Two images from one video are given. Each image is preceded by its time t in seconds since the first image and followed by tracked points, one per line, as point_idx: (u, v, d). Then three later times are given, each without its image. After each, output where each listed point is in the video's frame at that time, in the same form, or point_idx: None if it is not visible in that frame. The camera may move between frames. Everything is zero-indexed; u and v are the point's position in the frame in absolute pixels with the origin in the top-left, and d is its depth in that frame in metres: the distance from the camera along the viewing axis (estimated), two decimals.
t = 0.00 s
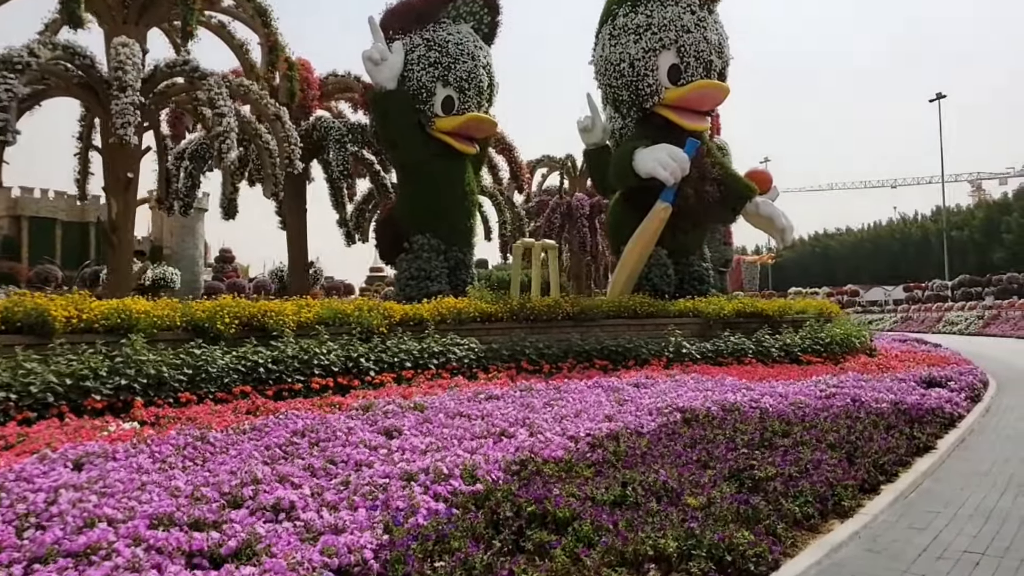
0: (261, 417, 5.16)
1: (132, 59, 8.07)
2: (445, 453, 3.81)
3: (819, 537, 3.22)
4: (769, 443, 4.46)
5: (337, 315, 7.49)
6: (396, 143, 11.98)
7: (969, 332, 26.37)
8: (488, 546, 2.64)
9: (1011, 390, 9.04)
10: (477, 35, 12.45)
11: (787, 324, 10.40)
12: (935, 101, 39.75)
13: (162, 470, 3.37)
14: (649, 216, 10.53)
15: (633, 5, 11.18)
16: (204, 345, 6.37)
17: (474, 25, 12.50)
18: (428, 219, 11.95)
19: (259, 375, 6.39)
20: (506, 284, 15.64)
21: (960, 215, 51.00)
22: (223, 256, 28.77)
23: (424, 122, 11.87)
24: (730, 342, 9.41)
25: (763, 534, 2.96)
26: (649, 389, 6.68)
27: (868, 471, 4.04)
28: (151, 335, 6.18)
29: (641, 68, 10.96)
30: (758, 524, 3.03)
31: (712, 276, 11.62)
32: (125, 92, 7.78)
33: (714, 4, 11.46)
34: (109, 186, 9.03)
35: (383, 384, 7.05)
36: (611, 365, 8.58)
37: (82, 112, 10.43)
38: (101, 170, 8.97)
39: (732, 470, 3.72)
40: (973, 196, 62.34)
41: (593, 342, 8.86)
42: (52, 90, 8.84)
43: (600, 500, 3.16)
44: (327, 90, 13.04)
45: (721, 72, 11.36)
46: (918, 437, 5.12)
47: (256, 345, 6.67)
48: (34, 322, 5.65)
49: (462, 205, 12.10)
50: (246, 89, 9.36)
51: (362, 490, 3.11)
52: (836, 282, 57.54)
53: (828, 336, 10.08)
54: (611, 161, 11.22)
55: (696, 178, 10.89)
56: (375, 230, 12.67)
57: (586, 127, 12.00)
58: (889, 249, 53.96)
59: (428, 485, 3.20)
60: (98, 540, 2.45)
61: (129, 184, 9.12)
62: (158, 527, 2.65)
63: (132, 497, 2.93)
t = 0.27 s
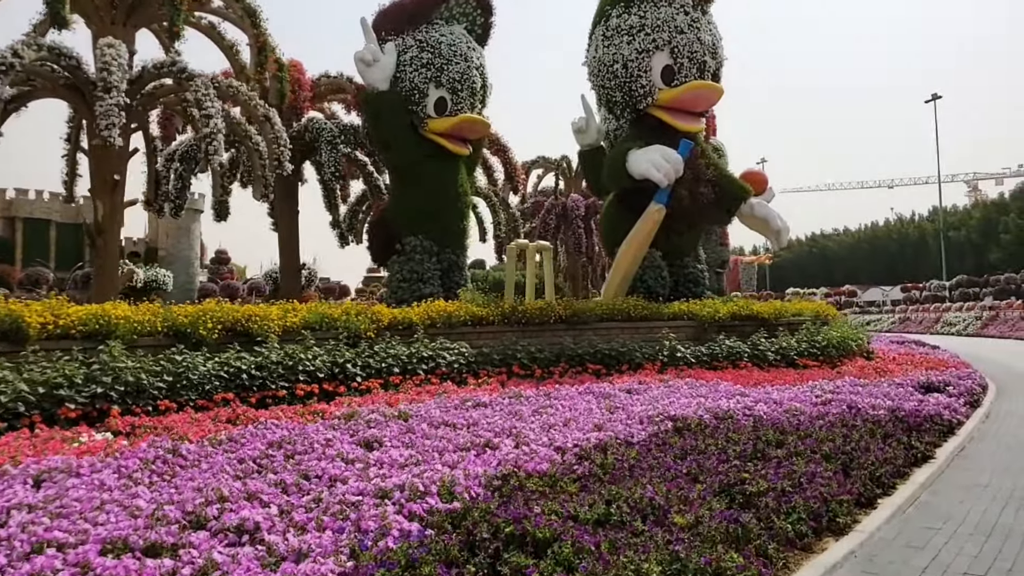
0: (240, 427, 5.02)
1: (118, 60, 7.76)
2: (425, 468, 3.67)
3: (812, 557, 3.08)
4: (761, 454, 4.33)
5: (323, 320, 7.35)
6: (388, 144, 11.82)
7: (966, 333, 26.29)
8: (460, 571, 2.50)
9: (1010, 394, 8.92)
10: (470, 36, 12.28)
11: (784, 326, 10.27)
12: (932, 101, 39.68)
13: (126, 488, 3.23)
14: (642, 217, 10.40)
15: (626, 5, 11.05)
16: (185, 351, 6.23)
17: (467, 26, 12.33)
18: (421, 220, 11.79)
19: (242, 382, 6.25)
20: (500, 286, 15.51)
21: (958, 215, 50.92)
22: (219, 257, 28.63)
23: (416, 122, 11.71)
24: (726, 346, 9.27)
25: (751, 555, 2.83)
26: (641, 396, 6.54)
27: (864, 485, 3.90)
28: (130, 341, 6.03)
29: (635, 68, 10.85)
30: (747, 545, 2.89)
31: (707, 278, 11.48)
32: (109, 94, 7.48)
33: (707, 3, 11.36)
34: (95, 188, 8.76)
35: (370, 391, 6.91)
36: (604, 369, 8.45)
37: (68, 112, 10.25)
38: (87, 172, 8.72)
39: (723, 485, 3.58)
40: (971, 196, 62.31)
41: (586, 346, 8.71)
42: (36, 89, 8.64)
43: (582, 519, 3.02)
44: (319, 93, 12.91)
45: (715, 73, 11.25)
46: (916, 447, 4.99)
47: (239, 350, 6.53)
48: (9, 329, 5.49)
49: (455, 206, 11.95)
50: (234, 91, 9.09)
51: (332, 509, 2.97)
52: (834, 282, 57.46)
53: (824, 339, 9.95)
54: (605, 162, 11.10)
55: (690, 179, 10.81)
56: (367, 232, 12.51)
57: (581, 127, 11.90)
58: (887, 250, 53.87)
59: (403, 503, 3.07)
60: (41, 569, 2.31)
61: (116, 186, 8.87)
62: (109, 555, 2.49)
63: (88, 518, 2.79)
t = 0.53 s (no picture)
0: (210, 494, 4.81)
1: (106, 117, 7.77)
2: (396, 541, 3.47)
3: None
4: (753, 523, 4.12)
5: (305, 381, 7.17)
6: (380, 203, 11.77)
7: (968, 391, 25.96)
8: None
9: (1013, 456, 8.68)
10: (462, 95, 12.36)
11: (780, 386, 10.05)
12: (924, 161, 40.19)
13: (70, 566, 3.03)
14: (634, 274, 10.33)
15: (616, 65, 11.19)
16: (159, 414, 6.02)
17: (460, 86, 12.43)
18: (411, 278, 11.69)
19: (218, 446, 6.01)
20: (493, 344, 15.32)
21: (954, 273, 51.05)
22: (214, 314, 28.49)
23: (408, 181, 11.72)
24: (720, 407, 9.04)
25: None
26: (631, 459, 6.32)
27: (861, 557, 3.69)
28: (101, 405, 5.84)
29: (624, 127, 10.95)
30: None
31: (701, 336, 11.32)
32: (95, 152, 7.48)
33: (696, 63, 11.50)
34: (79, 247, 8.68)
35: (351, 455, 6.68)
36: (596, 431, 8.20)
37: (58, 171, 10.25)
38: (72, 229, 8.65)
39: (710, 559, 3.38)
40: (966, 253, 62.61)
41: (576, 406, 8.49)
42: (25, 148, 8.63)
43: None
44: (311, 152, 12.98)
45: (705, 131, 11.32)
46: (915, 515, 4.77)
47: (216, 413, 6.32)
48: None
49: (447, 263, 11.86)
50: (223, 148, 9.17)
51: None
52: (832, 339, 57.25)
53: (821, 399, 9.73)
54: (597, 219, 11.08)
55: (682, 237, 10.81)
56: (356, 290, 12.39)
57: (573, 185, 11.96)
58: (884, 307, 53.83)
59: None
60: None
61: (101, 244, 8.79)
62: None
63: None
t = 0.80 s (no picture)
0: (176, 547, 4.61)
1: (90, 160, 7.73)
2: None
3: None
4: None
5: (285, 428, 6.98)
6: (370, 245, 11.70)
7: (970, 435, 25.61)
8: None
9: (1016, 504, 8.44)
10: (454, 138, 12.37)
11: (775, 431, 9.82)
12: (919, 203, 40.36)
13: None
14: (625, 316, 10.21)
15: (606, 108, 11.24)
16: (130, 463, 5.83)
17: (451, 129, 12.45)
18: (400, 320, 11.55)
19: (191, 497, 5.80)
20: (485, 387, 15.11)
21: (953, 314, 50.93)
22: (208, 357, 28.26)
23: (399, 224, 11.68)
24: (714, 453, 8.81)
25: None
26: (619, 508, 6.11)
27: None
28: (70, 453, 5.66)
29: (615, 169, 10.95)
30: None
31: (695, 380, 11.14)
32: (76, 194, 7.42)
33: (687, 106, 11.53)
34: (62, 290, 8.56)
35: (331, 505, 6.46)
36: (586, 479, 7.97)
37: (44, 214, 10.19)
38: (55, 272, 8.54)
39: None
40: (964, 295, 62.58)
41: (567, 453, 8.27)
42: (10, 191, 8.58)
43: None
44: (301, 195, 12.98)
45: (696, 173, 11.31)
46: (914, 569, 4.56)
47: (191, 462, 6.12)
48: None
49: (437, 306, 11.73)
50: (210, 191, 9.11)
51: None
52: (833, 381, 56.83)
53: (818, 444, 9.51)
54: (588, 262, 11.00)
55: (675, 278, 10.74)
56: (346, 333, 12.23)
57: (566, 228, 11.94)
58: (884, 349, 53.57)
59: None
60: None
61: (84, 287, 8.67)
62: None
63: None
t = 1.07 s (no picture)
0: (145, 557, 4.47)
1: (72, 161, 7.62)
2: None
3: None
4: None
5: (268, 433, 6.84)
6: (360, 250, 11.56)
7: (968, 444, 25.44)
8: None
9: (1013, 513, 8.30)
10: (446, 142, 12.26)
11: (770, 439, 9.67)
12: (917, 211, 40.31)
13: None
14: (617, 322, 10.09)
15: (600, 111, 11.14)
16: (105, 469, 5.69)
17: (444, 133, 12.34)
18: (391, 325, 11.42)
19: (168, 504, 5.65)
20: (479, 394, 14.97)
21: (951, 323, 50.82)
22: (204, 362, 28.12)
23: (390, 228, 11.55)
24: (707, 461, 8.67)
25: None
26: (606, 517, 5.97)
27: None
28: (43, 460, 5.53)
29: (608, 173, 10.85)
30: None
31: (689, 387, 10.99)
32: (57, 196, 7.31)
33: (681, 110, 11.43)
34: (44, 293, 8.43)
35: (313, 513, 6.32)
36: (576, 487, 7.84)
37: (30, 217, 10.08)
38: (37, 275, 8.41)
39: None
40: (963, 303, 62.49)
41: (556, 461, 8.12)
42: None
43: None
44: (292, 199, 12.88)
45: (690, 177, 11.21)
46: None
47: (168, 468, 5.98)
48: None
49: (429, 311, 11.59)
50: (196, 194, 9.00)
51: None
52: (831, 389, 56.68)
53: (812, 452, 9.37)
54: (581, 267, 10.88)
55: (668, 283, 10.64)
56: (336, 339, 12.09)
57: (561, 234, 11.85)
58: (882, 357, 53.44)
59: None
60: None
61: (67, 291, 8.55)
62: None
63: None
